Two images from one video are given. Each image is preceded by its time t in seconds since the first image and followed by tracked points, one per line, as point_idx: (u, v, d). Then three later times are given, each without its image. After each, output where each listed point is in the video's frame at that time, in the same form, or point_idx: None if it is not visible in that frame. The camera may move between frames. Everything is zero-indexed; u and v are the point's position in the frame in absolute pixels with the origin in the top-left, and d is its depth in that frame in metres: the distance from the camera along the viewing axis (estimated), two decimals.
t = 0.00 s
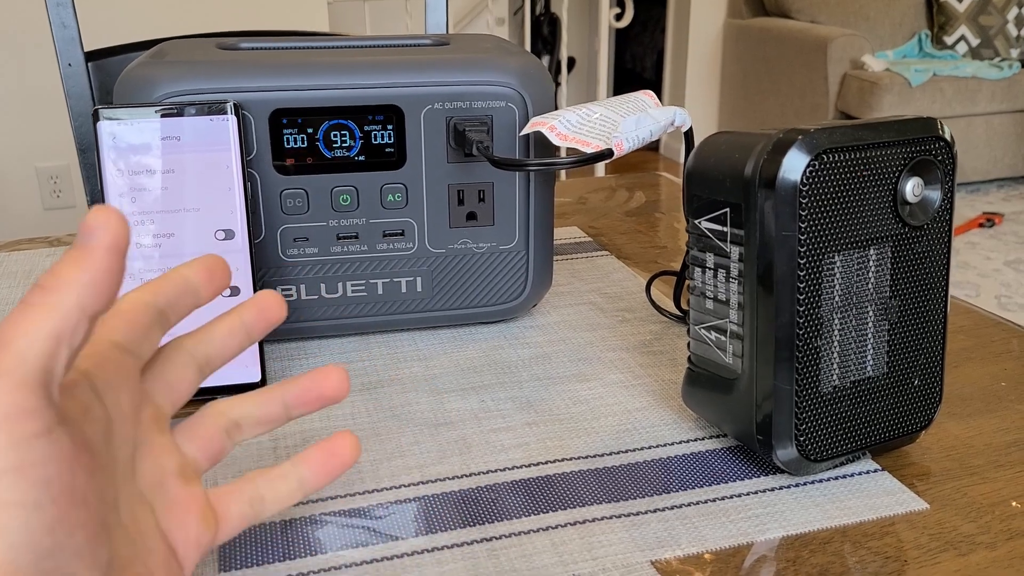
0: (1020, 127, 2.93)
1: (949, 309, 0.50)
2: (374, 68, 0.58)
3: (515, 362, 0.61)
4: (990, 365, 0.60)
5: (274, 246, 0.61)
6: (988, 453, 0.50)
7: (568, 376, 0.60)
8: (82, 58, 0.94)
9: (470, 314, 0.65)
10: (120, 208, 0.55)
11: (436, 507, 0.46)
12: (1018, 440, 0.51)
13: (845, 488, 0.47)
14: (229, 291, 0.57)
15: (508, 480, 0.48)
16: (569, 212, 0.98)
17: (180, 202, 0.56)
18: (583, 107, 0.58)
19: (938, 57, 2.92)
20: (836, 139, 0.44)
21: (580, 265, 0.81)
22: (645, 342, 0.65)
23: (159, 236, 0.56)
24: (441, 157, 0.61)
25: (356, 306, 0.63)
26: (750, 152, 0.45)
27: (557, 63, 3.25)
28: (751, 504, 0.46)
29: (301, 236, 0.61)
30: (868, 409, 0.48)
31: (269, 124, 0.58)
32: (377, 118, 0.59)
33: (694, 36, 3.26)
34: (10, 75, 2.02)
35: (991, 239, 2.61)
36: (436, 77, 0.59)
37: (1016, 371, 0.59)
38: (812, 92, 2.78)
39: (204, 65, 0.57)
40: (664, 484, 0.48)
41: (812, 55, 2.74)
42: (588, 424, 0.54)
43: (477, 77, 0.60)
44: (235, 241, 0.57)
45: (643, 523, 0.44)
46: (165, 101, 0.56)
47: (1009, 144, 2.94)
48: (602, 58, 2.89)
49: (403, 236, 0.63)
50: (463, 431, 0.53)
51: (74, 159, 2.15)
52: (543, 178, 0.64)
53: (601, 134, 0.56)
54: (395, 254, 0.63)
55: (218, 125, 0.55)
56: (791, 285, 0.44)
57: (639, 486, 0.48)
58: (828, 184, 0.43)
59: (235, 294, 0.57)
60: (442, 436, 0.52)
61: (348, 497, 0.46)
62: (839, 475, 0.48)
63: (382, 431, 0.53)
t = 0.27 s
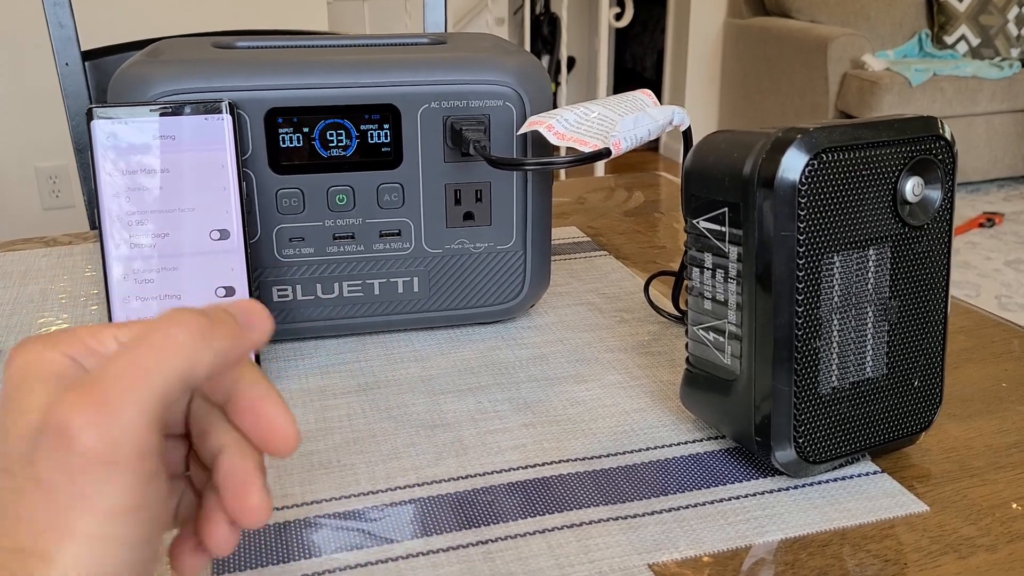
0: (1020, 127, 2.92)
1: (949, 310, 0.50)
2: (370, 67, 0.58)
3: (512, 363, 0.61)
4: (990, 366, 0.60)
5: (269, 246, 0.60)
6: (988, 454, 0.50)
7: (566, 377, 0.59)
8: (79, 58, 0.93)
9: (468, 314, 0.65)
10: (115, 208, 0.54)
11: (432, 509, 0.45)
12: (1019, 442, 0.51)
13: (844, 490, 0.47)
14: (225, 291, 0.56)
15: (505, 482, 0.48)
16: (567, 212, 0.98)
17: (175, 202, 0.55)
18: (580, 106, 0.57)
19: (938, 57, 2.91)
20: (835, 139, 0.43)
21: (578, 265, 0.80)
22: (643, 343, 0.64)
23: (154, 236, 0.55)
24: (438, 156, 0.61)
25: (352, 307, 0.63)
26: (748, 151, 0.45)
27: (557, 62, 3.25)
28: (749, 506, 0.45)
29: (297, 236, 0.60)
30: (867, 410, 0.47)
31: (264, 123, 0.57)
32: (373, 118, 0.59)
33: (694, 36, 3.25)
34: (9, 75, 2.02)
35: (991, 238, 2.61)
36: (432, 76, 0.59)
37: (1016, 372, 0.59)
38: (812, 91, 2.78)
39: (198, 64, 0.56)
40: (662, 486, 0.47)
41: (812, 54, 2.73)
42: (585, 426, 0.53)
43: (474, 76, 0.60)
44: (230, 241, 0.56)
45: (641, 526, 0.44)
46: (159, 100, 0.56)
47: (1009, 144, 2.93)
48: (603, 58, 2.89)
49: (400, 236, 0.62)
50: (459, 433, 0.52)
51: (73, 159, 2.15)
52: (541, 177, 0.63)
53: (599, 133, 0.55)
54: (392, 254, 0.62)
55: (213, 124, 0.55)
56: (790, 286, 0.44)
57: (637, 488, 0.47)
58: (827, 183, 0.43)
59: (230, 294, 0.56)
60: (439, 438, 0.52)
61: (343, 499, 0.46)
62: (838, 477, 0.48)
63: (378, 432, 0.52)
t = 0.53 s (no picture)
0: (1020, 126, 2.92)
1: (950, 307, 0.49)
2: (370, 64, 0.58)
3: (512, 361, 0.61)
4: (991, 365, 0.60)
5: (268, 243, 0.60)
6: (989, 452, 0.50)
7: (566, 375, 0.59)
8: (78, 55, 0.93)
9: (467, 312, 0.65)
10: (114, 205, 0.54)
11: (432, 507, 0.45)
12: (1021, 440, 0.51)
13: (844, 488, 0.47)
14: (224, 289, 0.56)
15: (505, 480, 0.48)
16: (567, 210, 0.97)
17: (175, 199, 0.55)
18: (580, 103, 0.57)
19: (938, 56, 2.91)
20: (836, 135, 0.43)
21: (578, 263, 0.80)
22: (643, 341, 0.64)
23: (152, 233, 0.55)
24: (437, 153, 0.61)
25: (351, 305, 0.63)
26: (749, 148, 0.45)
27: (557, 61, 3.24)
28: (750, 504, 0.45)
29: (296, 233, 0.60)
30: (868, 408, 0.47)
31: (263, 120, 0.57)
32: (372, 114, 0.59)
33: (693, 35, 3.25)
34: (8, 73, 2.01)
35: (991, 238, 2.61)
36: (432, 72, 0.59)
37: (1017, 371, 0.59)
38: (812, 90, 2.78)
39: (197, 60, 0.56)
40: (662, 485, 0.47)
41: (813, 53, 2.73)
42: (585, 424, 0.53)
43: (473, 73, 0.59)
44: (230, 239, 0.56)
45: (641, 524, 0.44)
46: (158, 97, 0.55)
47: (1009, 144, 2.93)
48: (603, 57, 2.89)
49: (399, 234, 0.62)
50: (459, 431, 0.52)
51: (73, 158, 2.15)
52: (540, 175, 0.63)
53: (599, 130, 0.55)
54: (391, 252, 0.62)
55: (212, 121, 0.55)
56: (791, 283, 0.44)
57: (637, 486, 0.47)
58: (828, 181, 0.43)
59: (229, 292, 0.56)
60: (439, 436, 0.52)
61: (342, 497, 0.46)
62: (839, 475, 0.48)
63: (378, 430, 0.52)
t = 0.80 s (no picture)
0: (1021, 126, 2.92)
1: (951, 306, 0.49)
2: (370, 62, 0.58)
3: (512, 360, 0.61)
4: (992, 364, 0.60)
5: (268, 242, 0.60)
6: (990, 452, 0.49)
7: (566, 374, 0.59)
8: (77, 54, 0.93)
9: (467, 311, 0.65)
10: (114, 204, 0.54)
11: (432, 507, 0.45)
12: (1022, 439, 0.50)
13: (845, 487, 0.46)
14: (223, 288, 0.56)
15: (505, 479, 0.48)
16: (567, 209, 0.97)
17: (174, 199, 0.55)
18: (580, 102, 0.57)
19: (938, 55, 2.91)
20: (837, 134, 0.43)
21: (578, 262, 0.80)
22: (644, 340, 0.64)
23: (152, 232, 0.55)
24: (437, 152, 0.60)
25: (351, 304, 0.62)
26: (749, 146, 0.45)
27: (557, 61, 3.24)
28: (750, 503, 0.45)
29: (296, 232, 0.60)
30: (869, 408, 0.47)
31: (262, 119, 0.57)
32: (372, 113, 0.59)
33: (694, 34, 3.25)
34: (8, 72, 2.01)
35: (991, 237, 2.60)
36: (431, 71, 0.58)
37: (1018, 370, 0.59)
38: (812, 90, 2.78)
39: (196, 59, 0.56)
40: (662, 484, 0.47)
41: (813, 53, 2.73)
42: (585, 423, 0.53)
43: (473, 72, 0.59)
44: (229, 238, 0.56)
45: (642, 523, 0.44)
46: (157, 96, 0.55)
47: (1009, 143, 2.93)
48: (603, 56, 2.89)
49: (399, 233, 0.62)
50: (459, 430, 0.52)
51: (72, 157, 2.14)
52: (540, 174, 0.63)
53: (599, 129, 0.55)
54: (390, 251, 0.62)
55: (211, 120, 0.54)
56: (792, 282, 0.43)
57: (637, 485, 0.47)
58: (829, 179, 0.43)
59: (229, 291, 0.56)
60: (439, 435, 0.52)
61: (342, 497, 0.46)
62: (840, 474, 0.47)
63: (377, 430, 0.52)
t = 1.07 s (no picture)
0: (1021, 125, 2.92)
1: (955, 305, 0.49)
2: (372, 60, 0.58)
3: (515, 359, 0.61)
4: (994, 362, 0.60)
5: (270, 241, 0.60)
6: (993, 450, 0.49)
7: (568, 372, 0.59)
8: (78, 53, 0.93)
9: (469, 310, 0.65)
10: (116, 203, 0.54)
11: (434, 505, 0.45)
12: None
13: (848, 485, 0.46)
14: (226, 287, 0.56)
15: (508, 477, 0.48)
16: (569, 208, 0.97)
17: (177, 197, 0.55)
18: (582, 100, 0.57)
19: (938, 55, 2.91)
20: (841, 131, 0.43)
21: (579, 261, 0.80)
22: (646, 339, 0.64)
23: (153, 230, 0.55)
24: (440, 150, 0.60)
25: (353, 302, 0.62)
26: (752, 144, 0.45)
27: (558, 60, 3.24)
28: (753, 502, 0.45)
29: (298, 231, 0.60)
30: (872, 406, 0.47)
31: (265, 117, 0.57)
32: (374, 111, 0.59)
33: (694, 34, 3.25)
34: (8, 72, 2.01)
35: (992, 237, 2.60)
36: (434, 69, 0.58)
37: (1021, 369, 0.59)
38: (812, 89, 2.78)
39: (199, 57, 0.56)
40: (665, 482, 0.47)
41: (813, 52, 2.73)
42: (588, 421, 0.53)
43: (476, 70, 0.59)
44: (231, 236, 0.56)
45: (645, 521, 0.44)
46: (159, 94, 0.55)
47: (1009, 143, 2.93)
48: (603, 56, 2.89)
49: (401, 231, 0.62)
50: (462, 428, 0.52)
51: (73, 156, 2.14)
52: (542, 172, 0.63)
53: (601, 127, 0.55)
54: (393, 249, 0.62)
55: (213, 118, 0.54)
56: (795, 280, 0.43)
57: (640, 484, 0.47)
58: (833, 177, 0.43)
59: (231, 290, 0.56)
60: (442, 433, 0.52)
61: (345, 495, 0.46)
62: (843, 472, 0.47)
63: (380, 428, 0.52)
